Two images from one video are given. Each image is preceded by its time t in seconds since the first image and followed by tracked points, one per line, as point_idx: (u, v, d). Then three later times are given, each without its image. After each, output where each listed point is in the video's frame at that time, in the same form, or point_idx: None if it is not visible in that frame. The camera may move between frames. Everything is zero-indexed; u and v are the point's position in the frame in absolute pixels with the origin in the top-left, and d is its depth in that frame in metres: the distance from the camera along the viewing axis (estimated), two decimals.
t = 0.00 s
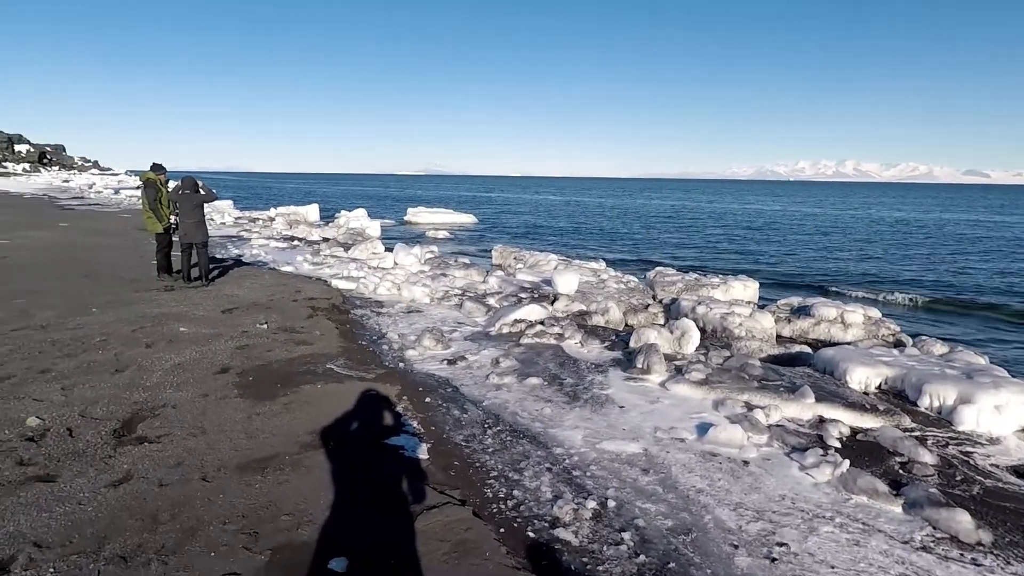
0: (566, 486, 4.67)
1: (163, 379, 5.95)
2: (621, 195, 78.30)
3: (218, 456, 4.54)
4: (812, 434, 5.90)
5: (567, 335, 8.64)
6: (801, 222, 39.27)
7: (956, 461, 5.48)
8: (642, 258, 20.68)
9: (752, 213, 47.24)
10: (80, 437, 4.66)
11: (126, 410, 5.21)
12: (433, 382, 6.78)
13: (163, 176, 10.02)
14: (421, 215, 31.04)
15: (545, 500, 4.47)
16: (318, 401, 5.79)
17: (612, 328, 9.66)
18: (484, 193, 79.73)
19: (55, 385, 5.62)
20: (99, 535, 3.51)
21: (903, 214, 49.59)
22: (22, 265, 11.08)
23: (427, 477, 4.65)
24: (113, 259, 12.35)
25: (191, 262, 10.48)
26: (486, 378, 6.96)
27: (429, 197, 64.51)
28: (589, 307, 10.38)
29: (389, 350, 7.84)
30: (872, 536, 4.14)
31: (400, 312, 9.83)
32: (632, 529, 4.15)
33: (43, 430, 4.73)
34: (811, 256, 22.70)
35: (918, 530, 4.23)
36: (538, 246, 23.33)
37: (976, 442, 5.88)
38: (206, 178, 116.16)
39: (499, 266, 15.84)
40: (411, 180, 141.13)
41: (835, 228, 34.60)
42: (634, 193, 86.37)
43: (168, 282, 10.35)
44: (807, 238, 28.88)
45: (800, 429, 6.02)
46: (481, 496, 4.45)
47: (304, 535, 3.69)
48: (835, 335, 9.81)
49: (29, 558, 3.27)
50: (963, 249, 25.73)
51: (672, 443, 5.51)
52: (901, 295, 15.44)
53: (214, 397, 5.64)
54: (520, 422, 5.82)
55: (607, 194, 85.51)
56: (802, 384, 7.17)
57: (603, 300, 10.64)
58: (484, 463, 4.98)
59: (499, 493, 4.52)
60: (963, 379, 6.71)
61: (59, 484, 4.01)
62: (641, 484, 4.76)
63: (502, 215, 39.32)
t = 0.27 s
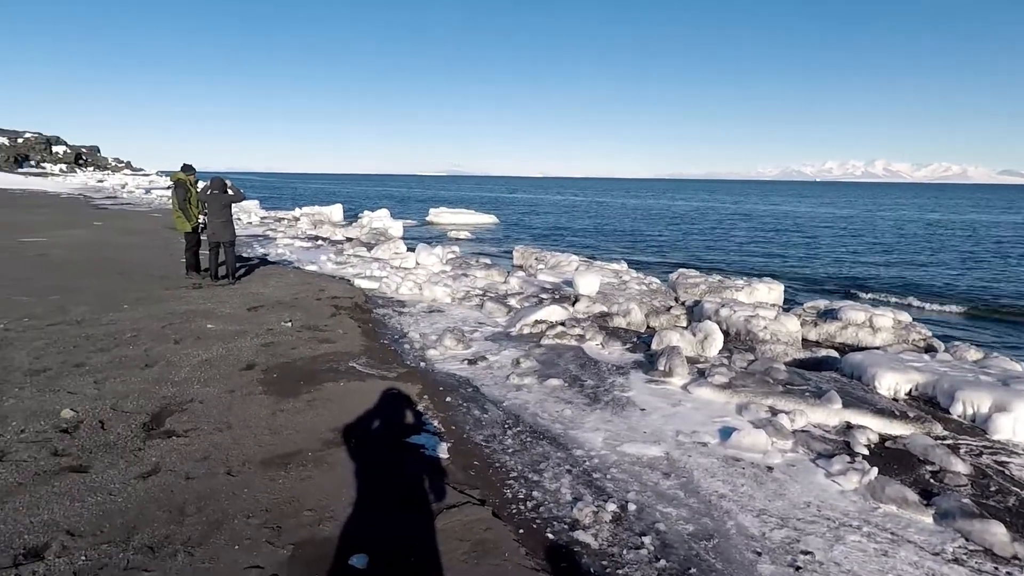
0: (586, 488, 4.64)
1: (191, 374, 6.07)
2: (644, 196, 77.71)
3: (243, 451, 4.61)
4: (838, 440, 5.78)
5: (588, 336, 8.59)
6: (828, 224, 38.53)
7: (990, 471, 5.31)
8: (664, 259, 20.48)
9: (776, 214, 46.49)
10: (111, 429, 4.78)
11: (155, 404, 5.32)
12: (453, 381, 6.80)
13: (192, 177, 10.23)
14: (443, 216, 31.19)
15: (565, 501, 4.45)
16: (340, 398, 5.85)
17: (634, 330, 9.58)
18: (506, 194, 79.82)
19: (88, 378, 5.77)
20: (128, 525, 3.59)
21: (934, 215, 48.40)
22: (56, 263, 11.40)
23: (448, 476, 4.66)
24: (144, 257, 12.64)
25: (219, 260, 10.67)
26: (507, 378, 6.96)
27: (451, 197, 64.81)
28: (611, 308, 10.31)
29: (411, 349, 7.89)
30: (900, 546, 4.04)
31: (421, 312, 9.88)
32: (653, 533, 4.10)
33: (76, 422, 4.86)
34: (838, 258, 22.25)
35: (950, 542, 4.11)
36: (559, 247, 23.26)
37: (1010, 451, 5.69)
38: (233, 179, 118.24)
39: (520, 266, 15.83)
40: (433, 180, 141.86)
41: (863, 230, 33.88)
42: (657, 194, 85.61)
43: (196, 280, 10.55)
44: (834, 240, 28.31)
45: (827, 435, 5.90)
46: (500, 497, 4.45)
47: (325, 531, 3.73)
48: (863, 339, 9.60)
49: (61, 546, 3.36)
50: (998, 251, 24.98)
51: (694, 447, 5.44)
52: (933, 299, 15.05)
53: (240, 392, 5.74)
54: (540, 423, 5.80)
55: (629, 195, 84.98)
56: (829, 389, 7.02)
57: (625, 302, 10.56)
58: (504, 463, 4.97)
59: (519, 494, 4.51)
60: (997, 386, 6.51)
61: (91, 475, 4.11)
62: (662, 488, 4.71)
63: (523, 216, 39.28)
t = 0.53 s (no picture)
0: (606, 492, 4.61)
1: (219, 370, 6.20)
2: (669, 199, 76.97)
3: (268, 446, 4.69)
4: (867, 450, 5.64)
5: (611, 339, 8.54)
6: (858, 228, 37.69)
7: None
8: (689, 263, 20.26)
9: (804, 218, 45.67)
10: (142, 422, 4.90)
11: (184, 398, 5.44)
12: (475, 382, 6.81)
13: (222, 177, 10.44)
14: (467, 217, 31.33)
15: (585, 505, 4.42)
16: (363, 397, 5.91)
17: (657, 334, 9.49)
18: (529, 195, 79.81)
19: (121, 372, 5.93)
20: (157, 516, 3.67)
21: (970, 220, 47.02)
22: (92, 260, 11.73)
23: (468, 477, 4.67)
24: (175, 255, 12.93)
25: (247, 259, 10.87)
26: (528, 380, 6.95)
27: (475, 199, 65.07)
28: (634, 311, 10.24)
29: (433, 349, 7.94)
30: (931, 561, 3.92)
31: (444, 312, 9.94)
32: (674, 540, 4.05)
33: (109, 414, 5.00)
34: (869, 264, 21.75)
35: (984, 559, 3.98)
36: (582, 249, 23.17)
37: None
38: (262, 179, 120.40)
39: (543, 268, 15.81)
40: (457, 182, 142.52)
41: (895, 235, 33.05)
42: (682, 197, 84.74)
43: (225, 278, 10.76)
44: (865, 245, 27.67)
45: (855, 445, 5.76)
46: (520, 499, 4.44)
47: (347, 527, 3.76)
48: (894, 347, 9.37)
49: (94, 534, 3.45)
50: None
51: (717, 454, 5.37)
52: (968, 307, 14.61)
53: (266, 389, 5.84)
54: (561, 426, 5.78)
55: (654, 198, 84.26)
56: (858, 397, 6.87)
57: (648, 305, 10.47)
58: (525, 465, 4.97)
59: (539, 496, 4.50)
60: None
61: (123, 466, 4.22)
62: (684, 494, 4.65)
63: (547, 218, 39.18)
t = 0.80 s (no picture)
0: (629, 496, 4.57)
1: (248, 366, 6.32)
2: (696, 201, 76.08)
3: (294, 442, 4.76)
4: (900, 461, 5.49)
5: (636, 342, 8.47)
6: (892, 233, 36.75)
7: None
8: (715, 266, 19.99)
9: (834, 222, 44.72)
10: (174, 416, 5.02)
11: (214, 393, 5.57)
12: (498, 383, 6.82)
13: (253, 178, 10.66)
14: (491, 218, 31.43)
15: (608, 509, 4.39)
16: (388, 396, 5.96)
17: (683, 337, 9.39)
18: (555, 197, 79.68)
19: (155, 367, 6.09)
20: (187, 508, 3.76)
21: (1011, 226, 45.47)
22: (128, 258, 12.08)
23: (491, 478, 4.67)
24: (207, 253, 13.24)
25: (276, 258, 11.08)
26: (552, 382, 6.94)
27: (499, 200, 65.24)
28: (659, 315, 10.14)
29: (457, 350, 7.98)
30: None
31: (468, 313, 9.98)
32: (698, 547, 4.00)
33: (143, 408, 5.14)
34: (903, 270, 21.19)
35: None
36: (607, 251, 23.04)
37: None
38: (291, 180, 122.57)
39: (567, 270, 15.77)
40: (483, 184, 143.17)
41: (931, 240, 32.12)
42: (709, 200, 83.65)
43: (255, 276, 10.97)
44: (899, 250, 26.96)
45: (887, 455, 5.61)
46: (543, 501, 4.43)
47: (371, 524, 3.80)
48: (929, 355, 9.10)
49: (127, 523, 3.55)
50: None
51: (743, 461, 5.28)
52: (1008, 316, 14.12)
53: (293, 386, 5.94)
54: (585, 429, 5.75)
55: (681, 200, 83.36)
56: (890, 407, 6.69)
57: (674, 308, 10.36)
58: (547, 468, 4.95)
59: (561, 499, 4.48)
60: None
61: (156, 457, 4.33)
62: (708, 501, 4.59)
63: (572, 220, 39.04)
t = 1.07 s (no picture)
0: (657, 501, 4.53)
1: (280, 363, 6.46)
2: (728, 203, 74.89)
3: (324, 438, 4.84)
4: (939, 473, 5.31)
5: (664, 345, 8.37)
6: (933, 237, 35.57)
7: None
8: (747, 269, 19.64)
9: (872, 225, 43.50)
10: (210, 409, 5.16)
11: (248, 388, 5.70)
12: (525, 384, 6.82)
13: (287, 178, 10.88)
14: (519, 219, 31.47)
15: (635, 513, 4.36)
16: (416, 394, 6.02)
17: (713, 341, 9.24)
18: (584, 198, 79.34)
19: (191, 361, 6.27)
20: (221, 499, 3.86)
21: None
22: (167, 256, 12.45)
23: (517, 478, 4.67)
24: (242, 252, 13.56)
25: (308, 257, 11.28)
26: (579, 385, 6.90)
27: (527, 201, 65.28)
28: (688, 318, 10.01)
29: (485, 350, 8.01)
30: None
31: (496, 313, 10.00)
32: (727, 555, 3.94)
33: (180, 401, 5.29)
34: (944, 275, 20.50)
35: None
36: (636, 253, 22.84)
37: None
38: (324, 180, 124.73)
39: (595, 272, 15.68)
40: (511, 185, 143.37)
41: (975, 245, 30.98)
42: (741, 202, 82.22)
43: (287, 275, 11.19)
44: (940, 254, 26.08)
45: (926, 467, 5.43)
46: (569, 503, 4.41)
47: (398, 521, 3.84)
48: (972, 364, 8.78)
49: (165, 512, 3.66)
50: None
51: (774, 469, 5.18)
52: None
53: (323, 383, 6.04)
54: (612, 432, 5.71)
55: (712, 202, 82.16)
56: (930, 417, 6.47)
57: (704, 312, 10.22)
58: (574, 470, 4.93)
59: (587, 502, 4.46)
60: None
61: (192, 449, 4.46)
62: (738, 508, 4.51)
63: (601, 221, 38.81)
